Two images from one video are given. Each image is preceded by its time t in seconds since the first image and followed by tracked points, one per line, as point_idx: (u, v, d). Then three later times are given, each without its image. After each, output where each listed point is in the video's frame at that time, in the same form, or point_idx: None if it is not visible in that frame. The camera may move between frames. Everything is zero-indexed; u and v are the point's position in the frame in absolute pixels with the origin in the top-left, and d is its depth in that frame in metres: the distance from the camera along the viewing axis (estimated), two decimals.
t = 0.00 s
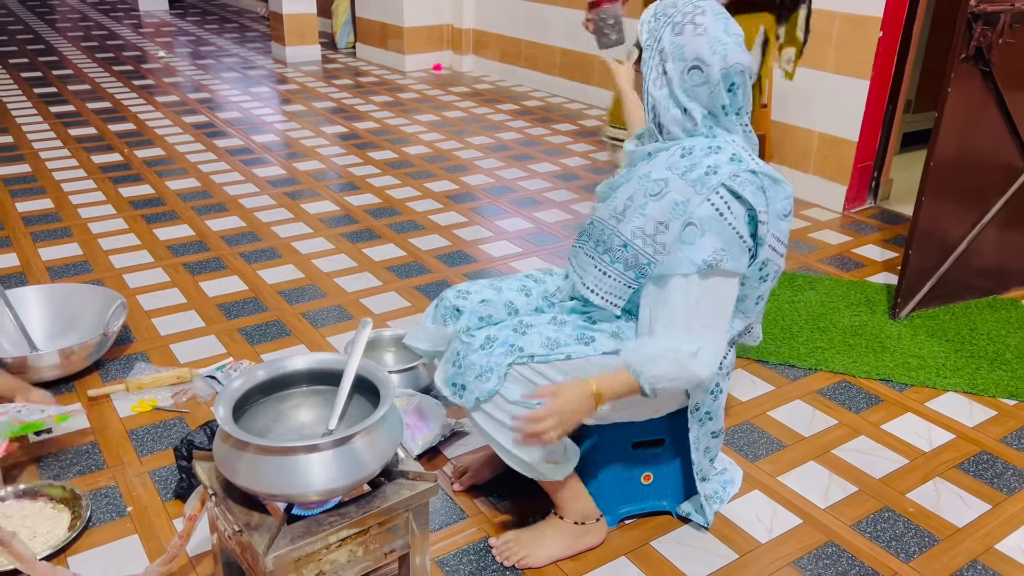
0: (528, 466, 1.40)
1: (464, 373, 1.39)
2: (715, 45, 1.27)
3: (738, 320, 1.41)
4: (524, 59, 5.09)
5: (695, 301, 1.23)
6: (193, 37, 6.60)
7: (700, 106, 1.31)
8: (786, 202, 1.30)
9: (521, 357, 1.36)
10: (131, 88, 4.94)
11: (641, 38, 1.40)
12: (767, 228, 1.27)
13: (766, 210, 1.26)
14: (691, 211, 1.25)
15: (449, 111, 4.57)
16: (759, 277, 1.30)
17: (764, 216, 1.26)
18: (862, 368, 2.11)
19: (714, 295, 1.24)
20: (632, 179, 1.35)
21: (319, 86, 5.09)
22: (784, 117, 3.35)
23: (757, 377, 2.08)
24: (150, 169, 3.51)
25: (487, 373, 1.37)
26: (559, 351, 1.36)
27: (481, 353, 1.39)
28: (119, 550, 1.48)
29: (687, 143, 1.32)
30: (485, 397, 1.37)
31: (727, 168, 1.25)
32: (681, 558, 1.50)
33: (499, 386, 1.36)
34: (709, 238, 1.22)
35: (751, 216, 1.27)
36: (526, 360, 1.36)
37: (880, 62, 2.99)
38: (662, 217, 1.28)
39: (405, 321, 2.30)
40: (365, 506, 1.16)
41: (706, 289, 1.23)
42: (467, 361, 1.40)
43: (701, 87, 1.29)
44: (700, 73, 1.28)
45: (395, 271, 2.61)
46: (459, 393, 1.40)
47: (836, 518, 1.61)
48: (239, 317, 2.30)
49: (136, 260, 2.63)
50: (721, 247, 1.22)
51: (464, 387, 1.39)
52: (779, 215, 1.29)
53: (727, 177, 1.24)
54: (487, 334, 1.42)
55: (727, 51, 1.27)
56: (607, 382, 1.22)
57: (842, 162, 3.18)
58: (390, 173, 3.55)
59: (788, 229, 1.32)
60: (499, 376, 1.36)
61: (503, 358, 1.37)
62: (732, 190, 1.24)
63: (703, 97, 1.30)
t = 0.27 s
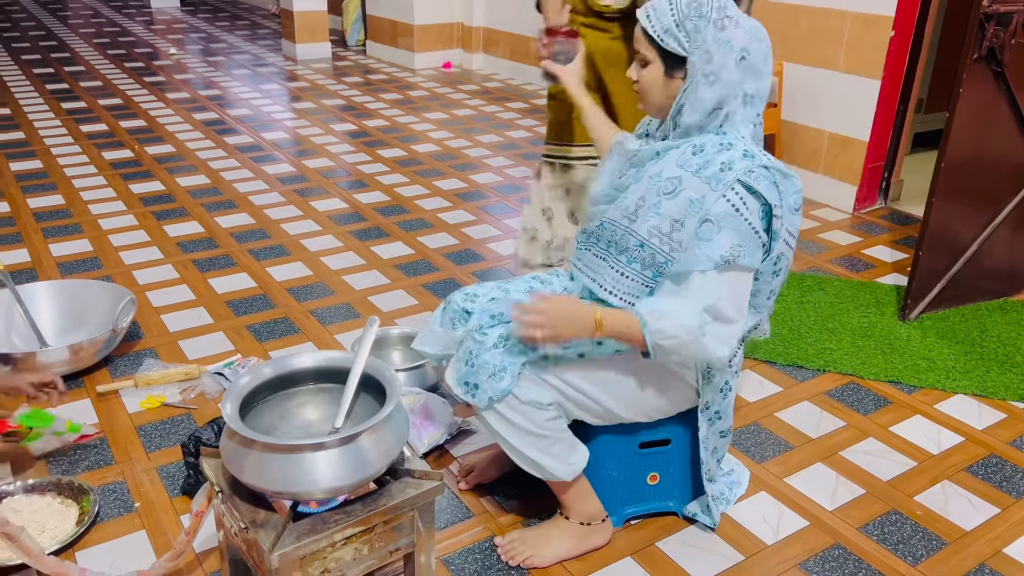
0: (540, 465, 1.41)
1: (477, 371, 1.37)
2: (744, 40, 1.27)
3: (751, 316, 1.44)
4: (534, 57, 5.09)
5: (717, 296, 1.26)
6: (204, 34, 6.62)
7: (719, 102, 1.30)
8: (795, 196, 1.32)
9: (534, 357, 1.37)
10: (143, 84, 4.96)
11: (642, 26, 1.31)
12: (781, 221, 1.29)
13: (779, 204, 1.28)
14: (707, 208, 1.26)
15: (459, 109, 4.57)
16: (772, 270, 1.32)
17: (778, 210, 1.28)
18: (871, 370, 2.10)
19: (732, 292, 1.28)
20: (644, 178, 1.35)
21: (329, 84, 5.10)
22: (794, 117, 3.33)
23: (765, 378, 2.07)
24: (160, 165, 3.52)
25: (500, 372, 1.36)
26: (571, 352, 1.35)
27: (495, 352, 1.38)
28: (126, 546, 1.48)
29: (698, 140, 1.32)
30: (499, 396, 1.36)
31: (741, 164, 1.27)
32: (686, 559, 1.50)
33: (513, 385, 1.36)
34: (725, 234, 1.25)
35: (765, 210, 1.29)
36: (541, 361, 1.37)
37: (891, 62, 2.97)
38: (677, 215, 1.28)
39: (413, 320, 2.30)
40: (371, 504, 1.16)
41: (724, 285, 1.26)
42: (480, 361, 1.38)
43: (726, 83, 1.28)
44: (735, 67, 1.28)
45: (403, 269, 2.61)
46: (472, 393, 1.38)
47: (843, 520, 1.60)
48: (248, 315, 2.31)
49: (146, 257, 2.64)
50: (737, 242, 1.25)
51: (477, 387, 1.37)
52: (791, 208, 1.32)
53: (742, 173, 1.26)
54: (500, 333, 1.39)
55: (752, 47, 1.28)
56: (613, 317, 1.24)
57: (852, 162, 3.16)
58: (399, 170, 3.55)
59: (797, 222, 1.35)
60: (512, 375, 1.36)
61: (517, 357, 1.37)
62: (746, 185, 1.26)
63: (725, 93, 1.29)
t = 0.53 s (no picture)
0: (554, 467, 1.38)
1: (495, 371, 1.34)
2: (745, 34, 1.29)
3: (769, 303, 1.35)
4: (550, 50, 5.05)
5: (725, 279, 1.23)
6: (220, 27, 6.62)
7: (729, 93, 1.30)
8: (807, 177, 1.29)
9: (554, 356, 1.34)
10: (158, 77, 4.96)
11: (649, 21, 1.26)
12: (794, 204, 1.26)
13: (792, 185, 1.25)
14: (717, 190, 1.24)
15: (474, 102, 4.55)
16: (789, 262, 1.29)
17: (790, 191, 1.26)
18: (889, 369, 2.07)
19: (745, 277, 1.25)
20: (651, 170, 1.33)
21: (344, 76, 5.08)
22: (813, 112, 3.29)
23: (781, 377, 2.03)
24: (174, 157, 3.52)
25: (520, 372, 1.33)
26: (591, 351, 1.34)
27: (513, 351, 1.34)
28: (133, 539, 1.47)
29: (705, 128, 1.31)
30: (517, 396, 1.33)
31: (751, 148, 1.26)
32: (699, 561, 1.47)
33: (532, 385, 1.33)
34: (735, 217, 1.23)
35: (777, 193, 1.26)
36: (558, 360, 1.34)
37: (913, 56, 2.92)
38: (686, 198, 1.26)
39: (424, 314, 2.28)
40: (378, 502, 1.15)
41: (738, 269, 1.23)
42: (498, 360, 1.34)
43: (732, 75, 1.29)
44: (742, 58, 1.29)
45: (415, 264, 2.59)
46: (489, 392, 1.35)
47: (860, 523, 1.57)
48: (259, 307, 2.30)
49: (159, 249, 2.63)
50: (748, 226, 1.23)
51: (494, 387, 1.34)
52: (803, 189, 1.28)
53: (753, 156, 1.25)
54: (518, 331, 1.36)
55: (749, 39, 1.30)
56: (598, 233, 1.26)
57: (872, 158, 3.12)
58: (412, 164, 3.53)
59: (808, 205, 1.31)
60: (531, 375, 1.33)
61: (536, 356, 1.34)
62: (758, 168, 1.24)
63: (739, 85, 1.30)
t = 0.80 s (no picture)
0: (576, 516, 1.27)
1: (518, 417, 1.23)
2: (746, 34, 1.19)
3: (793, 318, 1.26)
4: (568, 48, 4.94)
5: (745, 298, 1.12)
6: (235, 22, 6.55)
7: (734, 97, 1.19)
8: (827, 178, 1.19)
9: (584, 401, 1.23)
10: (170, 74, 4.89)
11: (646, 18, 1.15)
12: (816, 211, 1.16)
13: (814, 192, 1.15)
14: (735, 203, 1.13)
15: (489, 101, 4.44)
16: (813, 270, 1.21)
17: (812, 199, 1.16)
18: (924, 392, 1.94)
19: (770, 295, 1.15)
20: (657, 190, 1.21)
21: (358, 74, 4.99)
22: (841, 113, 3.16)
23: (808, 399, 1.92)
24: (182, 157, 3.45)
25: (546, 419, 1.22)
26: (624, 393, 1.23)
27: (540, 395, 1.24)
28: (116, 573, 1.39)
29: (709, 137, 1.20)
30: (543, 445, 1.22)
31: (767, 154, 1.16)
32: None
33: (559, 433, 1.22)
34: (758, 231, 1.13)
35: (798, 202, 1.16)
36: (589, 404, 1.23)
37: (949, 56, 2.78)
38: (699, 214, 1.15)
39: (433, 327, 2.19)
40: (370, 551, 1.05)
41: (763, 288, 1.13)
42: (523, 404, 1.24)
43: (737, 78, 1.19)
44: (745, 58, 1.19)
45: (425, 272, 2.50)
46: (511, 440, 1.24)
47: (896, 565, 1.45)
48: (262, 317, 2.21)
49: (161, 254, 2.55)
50: (770, 241, 1.13)
51: (517, 433, 1.23)
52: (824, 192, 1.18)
53: (771, 163, 1.15)
54: (544, 370, 1.26)
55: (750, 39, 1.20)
56: (598, 261, 1.16)
57: (904, 163, 2.98)
58: (425, 166, 3.43)
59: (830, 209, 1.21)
60: (559, 422, 1.22)
61: (565, 400, 1.23)
62: (778, 175, 1.14)
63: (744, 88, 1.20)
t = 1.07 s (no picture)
0: None
1: (539, 497, 1.09)
2: (735, 52, 1.07)
3: (814, 361, 1.13)
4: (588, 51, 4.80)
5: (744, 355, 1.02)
6: (254, 25, 6.49)
7: (726, 125, 1.08)
8: (835, 207, 1.07)
9: (612, 473, 1.08)
10: (185, 78, 4.83)
11: (625, 40, 1.03)
12: (828, 248, 1.05)
13: (824, 228, 1.04)
14: (733, 248, 1.02)
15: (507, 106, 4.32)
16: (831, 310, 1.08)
17: (822, 235, 1.04)
18: (965, 431, 1.80)
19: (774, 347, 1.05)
20: (644, 237, 1.09)
21: (374, 78, 4.90)
22: (872, 123, 3.00)
23: (837, 438, 1.78)
24: (190, 166, 3.36)
25: (572, 498, 1.08)
26: (653, 458, 1.10)
27: (563, 470, 1.09)
28: None
29: (700, 172, 1.08)
30: (569, 528, 1.08)
31: (768, 190, 1.04)
32: None
33: (587, 514, 1.08)
34: (762, 279, 1.02)
35: (806, 239, 1.05)
36: (619, 476, 1.09)
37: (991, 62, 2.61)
38: (694, 263, 1.03)
39: (437, 352, 2.07)
40: None
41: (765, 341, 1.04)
42: (544, 480, 1.09)
43: (729, 103, 1.07)
44: (735, 81, 1.07)
45: (432, 291, 2.38)
46: (531, 523, 1.10)
47: None
48: (259, 341, 2.11)
49: (160, 270, 2.46)
50: (776, 289, 1.03)
51: (537, 516, 1.09)
52: (834, 224, 1.06)
53: (773, 201, 1.03)
54: (565, 441, 1.11)
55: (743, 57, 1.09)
56: (580, 322, 1.07)
57: (940, 175, 2.82)
58: (438, 175, 3.32)
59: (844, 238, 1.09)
60: (586, 500, 1.08)
61: (592, 475, 1.08)
62: (781, 213, 1.03)
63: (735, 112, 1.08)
